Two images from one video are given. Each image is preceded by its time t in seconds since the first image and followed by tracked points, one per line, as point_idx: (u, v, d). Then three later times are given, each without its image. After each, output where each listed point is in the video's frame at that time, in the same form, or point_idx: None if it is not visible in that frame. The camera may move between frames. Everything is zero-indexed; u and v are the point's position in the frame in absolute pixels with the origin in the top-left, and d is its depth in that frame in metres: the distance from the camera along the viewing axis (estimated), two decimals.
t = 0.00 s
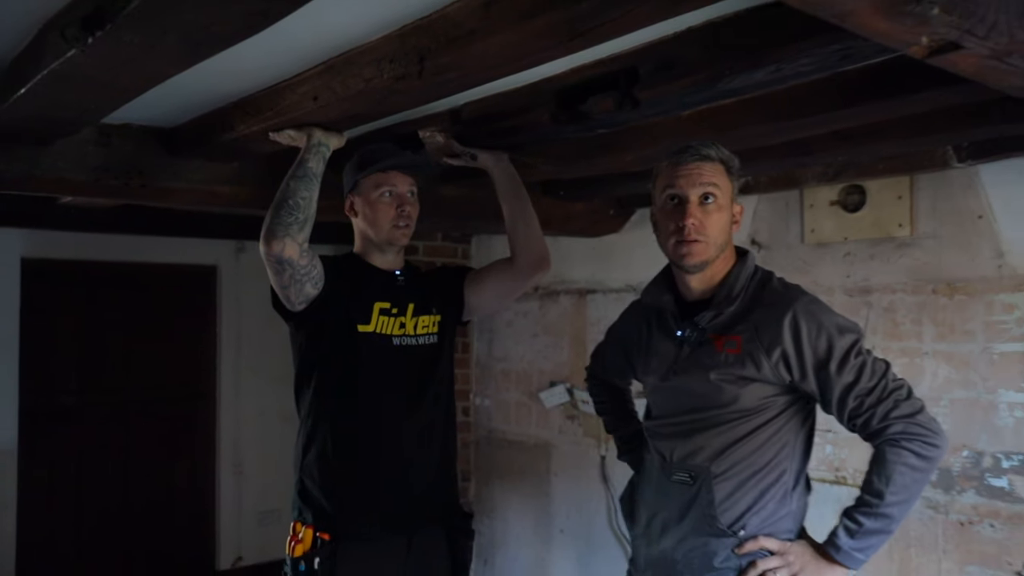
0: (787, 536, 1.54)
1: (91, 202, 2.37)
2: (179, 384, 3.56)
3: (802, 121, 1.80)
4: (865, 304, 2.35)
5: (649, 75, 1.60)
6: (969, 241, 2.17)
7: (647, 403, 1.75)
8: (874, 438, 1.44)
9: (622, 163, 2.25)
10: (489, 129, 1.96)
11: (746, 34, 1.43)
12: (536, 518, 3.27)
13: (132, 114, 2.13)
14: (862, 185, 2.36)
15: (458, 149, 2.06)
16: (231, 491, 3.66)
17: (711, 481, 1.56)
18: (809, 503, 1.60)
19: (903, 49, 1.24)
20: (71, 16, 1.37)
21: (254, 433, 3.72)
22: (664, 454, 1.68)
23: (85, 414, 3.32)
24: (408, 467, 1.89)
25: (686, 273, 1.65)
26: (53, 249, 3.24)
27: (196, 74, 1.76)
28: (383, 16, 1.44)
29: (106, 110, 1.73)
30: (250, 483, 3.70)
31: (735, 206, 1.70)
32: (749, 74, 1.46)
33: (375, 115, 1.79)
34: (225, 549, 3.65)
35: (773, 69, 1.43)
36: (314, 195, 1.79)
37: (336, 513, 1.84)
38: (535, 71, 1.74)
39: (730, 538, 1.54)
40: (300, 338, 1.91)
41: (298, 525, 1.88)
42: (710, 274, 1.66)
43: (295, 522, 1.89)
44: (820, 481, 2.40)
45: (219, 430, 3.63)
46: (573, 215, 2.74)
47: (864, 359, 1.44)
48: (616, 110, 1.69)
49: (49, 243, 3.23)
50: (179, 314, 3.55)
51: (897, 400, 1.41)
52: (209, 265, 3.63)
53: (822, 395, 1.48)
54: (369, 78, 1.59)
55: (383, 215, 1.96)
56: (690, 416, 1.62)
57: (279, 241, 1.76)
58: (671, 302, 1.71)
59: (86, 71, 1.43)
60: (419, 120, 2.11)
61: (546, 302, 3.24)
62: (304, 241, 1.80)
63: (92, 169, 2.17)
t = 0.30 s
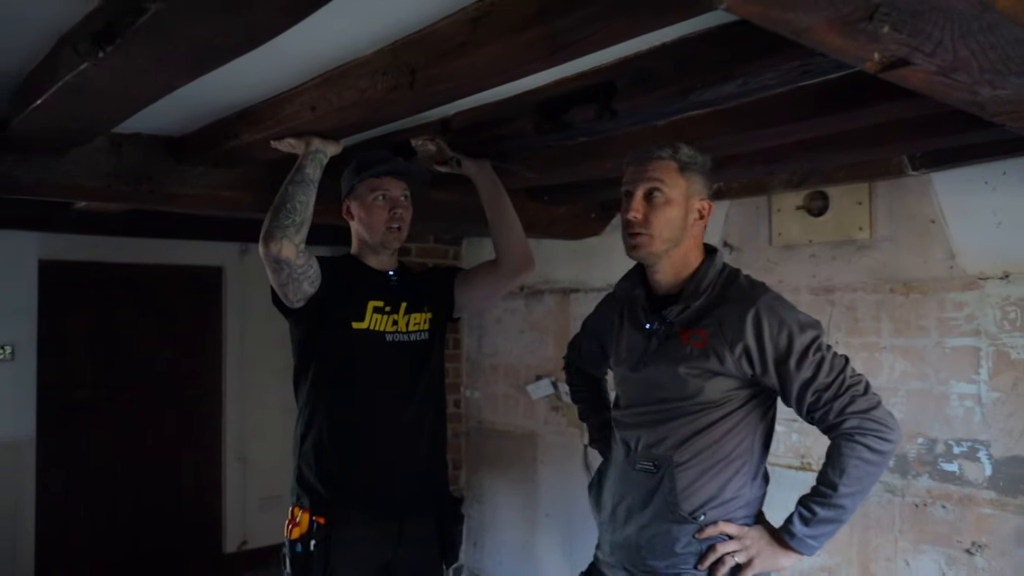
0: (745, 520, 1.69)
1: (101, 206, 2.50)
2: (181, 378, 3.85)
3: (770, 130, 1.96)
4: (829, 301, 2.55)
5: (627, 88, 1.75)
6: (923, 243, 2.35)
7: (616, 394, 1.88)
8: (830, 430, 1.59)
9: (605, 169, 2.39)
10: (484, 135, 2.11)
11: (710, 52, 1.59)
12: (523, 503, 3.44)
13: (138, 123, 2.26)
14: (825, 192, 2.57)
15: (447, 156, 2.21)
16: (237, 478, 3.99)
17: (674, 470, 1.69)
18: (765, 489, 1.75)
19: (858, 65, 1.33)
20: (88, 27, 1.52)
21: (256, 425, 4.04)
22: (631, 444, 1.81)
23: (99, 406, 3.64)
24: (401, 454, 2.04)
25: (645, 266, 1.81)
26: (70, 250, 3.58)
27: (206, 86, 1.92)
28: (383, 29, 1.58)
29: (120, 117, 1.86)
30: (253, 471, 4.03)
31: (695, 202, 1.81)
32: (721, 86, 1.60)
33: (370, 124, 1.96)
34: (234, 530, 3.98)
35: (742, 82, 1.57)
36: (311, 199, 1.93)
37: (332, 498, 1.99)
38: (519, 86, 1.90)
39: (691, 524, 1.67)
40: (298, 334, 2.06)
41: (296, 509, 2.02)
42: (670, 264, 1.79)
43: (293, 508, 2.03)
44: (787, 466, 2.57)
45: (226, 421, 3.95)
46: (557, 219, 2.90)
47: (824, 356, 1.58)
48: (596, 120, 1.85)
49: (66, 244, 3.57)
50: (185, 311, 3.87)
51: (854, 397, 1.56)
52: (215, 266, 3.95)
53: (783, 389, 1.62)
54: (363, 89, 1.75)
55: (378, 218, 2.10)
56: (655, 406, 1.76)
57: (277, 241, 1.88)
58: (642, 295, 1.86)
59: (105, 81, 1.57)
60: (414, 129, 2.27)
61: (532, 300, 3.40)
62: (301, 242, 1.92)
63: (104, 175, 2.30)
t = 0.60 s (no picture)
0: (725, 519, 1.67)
1: (124, 208, 2.65)
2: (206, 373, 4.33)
3: (759, 134, 2.08)
4: (813, 298, 2.70)
5: (621, 95, 1.87)
6: (902, 243, 2.48)
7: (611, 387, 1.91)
8: (806, 435, 1.53)
9: (603, 170, 2.52)
10: (489, 139, 2.22)
11: (698, 61, 1.70)
12: (523, 492, 3.59)
13: (161, 130, 2.40)
14: (810, 195, 2.71)
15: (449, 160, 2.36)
16: (253, 466, 4.40)
17: (654, 464, 1.70)
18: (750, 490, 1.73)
19: (841, 71, 1.37)
20: (114, 39, 1.63)
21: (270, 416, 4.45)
22: (619, 437, 1.82)
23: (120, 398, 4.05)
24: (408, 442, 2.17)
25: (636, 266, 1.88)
26: (92, 252, 3.91)
27: (225, 93, 2.05)
28: (389, 38, 1.69)
29: (143, 124, 1.98)
30: (269, 459, 4.44)
31: (659, 202, 1.75)
32: (711, 93, 1.70)
33: (377, 131, 2.08)
34: (249, 515, 4.40)
35: (731, 88, 1.66)
36: (321, 202, 2.08)
37: (342, 484, 2.10)
38: (520, 92, 2.04)
39: (669, 519, 1.67)
40: (310, 329, 2.18)
41: (309, 495, 2.13)
42: (647, 264, 1.82)
43: (306, 493, 2.14)
44: (774, 455, 2.71)
45: (241, 415, 4.39)
46: (556, 220, 3.04)
47: (801, 360, 1.52)
48: (592, 124, 1.97)
49: (89, 246, 3.90)
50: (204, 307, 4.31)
51: (829, 402, 1.50)
52: (231, 265, 4.36)
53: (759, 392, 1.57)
54: (370, 97, 1.87)
55: (369, 215, 2.24)
56: (641, 401, 1.77)
57: (290, 243, 2.01)
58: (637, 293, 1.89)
59: (130, 87, 1.68)
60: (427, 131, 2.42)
61: (532, 297, 3.54)
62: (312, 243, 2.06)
63: (126, 179, 2.43)
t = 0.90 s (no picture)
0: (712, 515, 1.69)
1: (131, 207, 2.69)
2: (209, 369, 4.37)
3: (760, 134, 2.10)
4: (812, 295, 2.73)
5: (623, 95, 1.89)
6: (899, 241, 2.51)
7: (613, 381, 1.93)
8: (785, 435, 1.50)
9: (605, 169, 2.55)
10: (492, 139, 2.25)
11: (698, 61, 1.72)
12: (524, 487, 3.62)
13: (168, 131, 2.44)
14: (809, 194, 2.74)
15: (451, 158, 2.42)
16: (259, 462, 4.51)
17: (644, 457, 1.73)
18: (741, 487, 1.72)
19: (843, 72, 1.39)
20: (123, 40, 1.65)
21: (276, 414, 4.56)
22: (615, 430, 1.86)
23: (131, 398, 4.09)
24: (415, 439, 2.20)
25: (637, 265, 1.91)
26: (101, 251, 3.98)
27: (231, 94, 2.08)
28: (394, 39, 1.72)
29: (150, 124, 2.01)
30: (274, 455, 4.55)
31: (655, 198, 1.78)
32: (713, 93, 1.72)
33: (382, 131, 2.11)
34: (255, 510, 4.50)
35: (732, 88, 1.68)
36: (317, 236, 2.08)
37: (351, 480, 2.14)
38: (521, 93, 2.08)
39: (655, 512, 1.70)
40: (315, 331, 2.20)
41: (318, 491, 2.16)
42: (647, 263, 1.85)
43: (315, 490, 2.18)
44: (772, 450, 2.74)
45: (247, 413, 4.47)
46: (558, 218, 3.07)
47: (780, 359, 1.49)
48: (595, 124, 2.00)
49: (98, 245, 3.97)
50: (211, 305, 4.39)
51: (806, 402, 1.46)
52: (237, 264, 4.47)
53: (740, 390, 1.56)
54: (376, 97, 1.91)
55: (382, 218, 2.26)
56: (635, 396, 1.79)
57: (287, 279, 1.97)
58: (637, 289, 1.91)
59: (137, 87, 1.70)
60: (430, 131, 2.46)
61: (533, 295, 3.57)
62: (309, 274, 2.02)
63: (134, 179, 2.47)
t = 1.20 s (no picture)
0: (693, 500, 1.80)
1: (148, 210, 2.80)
2: (222, 364, 4.55)
3: (752, 139, 2.21)
4: (802, 294, 2.84)
5: (621, 101, 2.00)
6: (885, 242, 2.61)
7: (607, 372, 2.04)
8: (759, 425, 1.60)
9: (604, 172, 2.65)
10: (497, 142, 2.36)
11: (692, 69, 1.82)
12: (525, 480, 3.74)
13: (185, 137, 2.55)
14: (799, 197, 2.85)
15: (456, 161, 2.51)
16: (271, 456, 4.67)
17: (633, 444, 1.85)
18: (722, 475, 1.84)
19: (833, 78, 1.45)
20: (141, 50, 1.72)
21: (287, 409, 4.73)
22: (608, 418, 1.97)
23: (147, 389, 4.28)
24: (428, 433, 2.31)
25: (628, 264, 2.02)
26: (121, 252, 4.15)
27: (248, 101, 2.19)
28: (403, 47, 1.82)
29: (170, 130, 2.11)
30: (286, 448, 4.73)
31: (646, 203, 1.89)
32: (706, 99, 1.83)
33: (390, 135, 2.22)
34: (267, 501, 4.67)
35: (726, 94, 1.79)
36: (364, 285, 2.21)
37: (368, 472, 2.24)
38: (526, 99, 2.19)
39: (642, 496, 1.81)
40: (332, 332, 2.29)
41: (336, 484, 2.26)
42: (638, 263, 1.97)
43: (332, 481, 2.28)
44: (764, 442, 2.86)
45: (260, 409, 4.64)
46: (558, 220, 3.18)
47: (755, 354, 1.59)
48: (594, 129, 2.10)
49: (118, 246, 4.14)
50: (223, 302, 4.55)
51: (778, 395, 1.56)
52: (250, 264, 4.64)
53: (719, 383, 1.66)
54: (384, 103, 2.01)
55: (394, 220, 2.37)
56: (625, 386, 1.91)
57: (335, 325, 2.16)
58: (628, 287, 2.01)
59: (159, 96, 1.80)
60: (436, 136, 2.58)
61: (535, 294, 3.69)
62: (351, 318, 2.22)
63: (152, 183, 2.59)
